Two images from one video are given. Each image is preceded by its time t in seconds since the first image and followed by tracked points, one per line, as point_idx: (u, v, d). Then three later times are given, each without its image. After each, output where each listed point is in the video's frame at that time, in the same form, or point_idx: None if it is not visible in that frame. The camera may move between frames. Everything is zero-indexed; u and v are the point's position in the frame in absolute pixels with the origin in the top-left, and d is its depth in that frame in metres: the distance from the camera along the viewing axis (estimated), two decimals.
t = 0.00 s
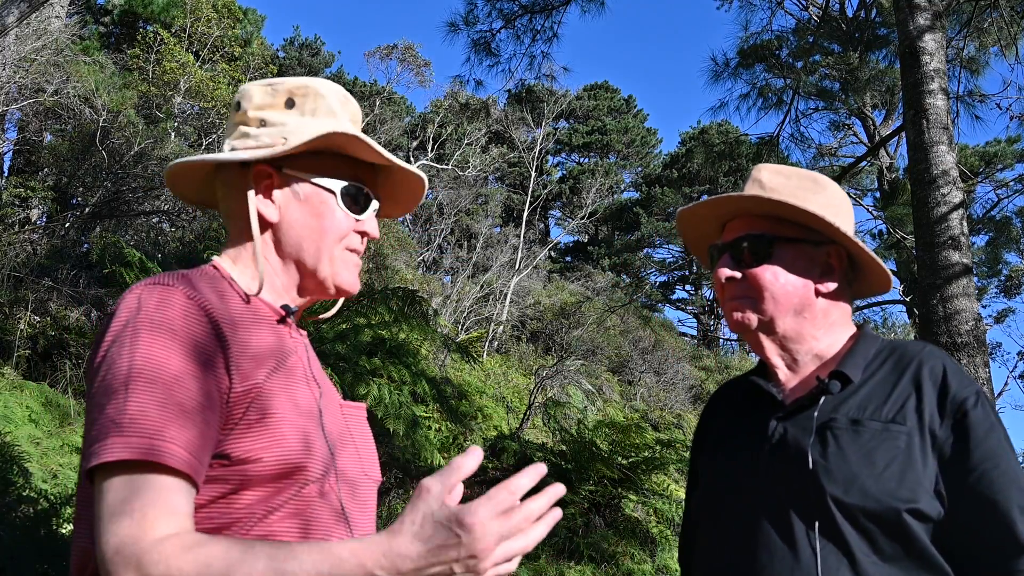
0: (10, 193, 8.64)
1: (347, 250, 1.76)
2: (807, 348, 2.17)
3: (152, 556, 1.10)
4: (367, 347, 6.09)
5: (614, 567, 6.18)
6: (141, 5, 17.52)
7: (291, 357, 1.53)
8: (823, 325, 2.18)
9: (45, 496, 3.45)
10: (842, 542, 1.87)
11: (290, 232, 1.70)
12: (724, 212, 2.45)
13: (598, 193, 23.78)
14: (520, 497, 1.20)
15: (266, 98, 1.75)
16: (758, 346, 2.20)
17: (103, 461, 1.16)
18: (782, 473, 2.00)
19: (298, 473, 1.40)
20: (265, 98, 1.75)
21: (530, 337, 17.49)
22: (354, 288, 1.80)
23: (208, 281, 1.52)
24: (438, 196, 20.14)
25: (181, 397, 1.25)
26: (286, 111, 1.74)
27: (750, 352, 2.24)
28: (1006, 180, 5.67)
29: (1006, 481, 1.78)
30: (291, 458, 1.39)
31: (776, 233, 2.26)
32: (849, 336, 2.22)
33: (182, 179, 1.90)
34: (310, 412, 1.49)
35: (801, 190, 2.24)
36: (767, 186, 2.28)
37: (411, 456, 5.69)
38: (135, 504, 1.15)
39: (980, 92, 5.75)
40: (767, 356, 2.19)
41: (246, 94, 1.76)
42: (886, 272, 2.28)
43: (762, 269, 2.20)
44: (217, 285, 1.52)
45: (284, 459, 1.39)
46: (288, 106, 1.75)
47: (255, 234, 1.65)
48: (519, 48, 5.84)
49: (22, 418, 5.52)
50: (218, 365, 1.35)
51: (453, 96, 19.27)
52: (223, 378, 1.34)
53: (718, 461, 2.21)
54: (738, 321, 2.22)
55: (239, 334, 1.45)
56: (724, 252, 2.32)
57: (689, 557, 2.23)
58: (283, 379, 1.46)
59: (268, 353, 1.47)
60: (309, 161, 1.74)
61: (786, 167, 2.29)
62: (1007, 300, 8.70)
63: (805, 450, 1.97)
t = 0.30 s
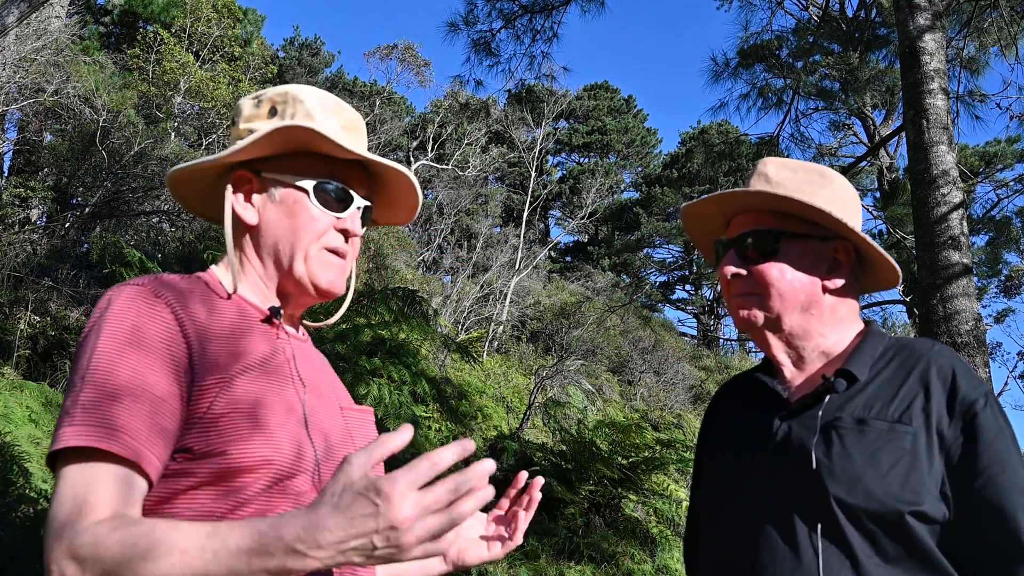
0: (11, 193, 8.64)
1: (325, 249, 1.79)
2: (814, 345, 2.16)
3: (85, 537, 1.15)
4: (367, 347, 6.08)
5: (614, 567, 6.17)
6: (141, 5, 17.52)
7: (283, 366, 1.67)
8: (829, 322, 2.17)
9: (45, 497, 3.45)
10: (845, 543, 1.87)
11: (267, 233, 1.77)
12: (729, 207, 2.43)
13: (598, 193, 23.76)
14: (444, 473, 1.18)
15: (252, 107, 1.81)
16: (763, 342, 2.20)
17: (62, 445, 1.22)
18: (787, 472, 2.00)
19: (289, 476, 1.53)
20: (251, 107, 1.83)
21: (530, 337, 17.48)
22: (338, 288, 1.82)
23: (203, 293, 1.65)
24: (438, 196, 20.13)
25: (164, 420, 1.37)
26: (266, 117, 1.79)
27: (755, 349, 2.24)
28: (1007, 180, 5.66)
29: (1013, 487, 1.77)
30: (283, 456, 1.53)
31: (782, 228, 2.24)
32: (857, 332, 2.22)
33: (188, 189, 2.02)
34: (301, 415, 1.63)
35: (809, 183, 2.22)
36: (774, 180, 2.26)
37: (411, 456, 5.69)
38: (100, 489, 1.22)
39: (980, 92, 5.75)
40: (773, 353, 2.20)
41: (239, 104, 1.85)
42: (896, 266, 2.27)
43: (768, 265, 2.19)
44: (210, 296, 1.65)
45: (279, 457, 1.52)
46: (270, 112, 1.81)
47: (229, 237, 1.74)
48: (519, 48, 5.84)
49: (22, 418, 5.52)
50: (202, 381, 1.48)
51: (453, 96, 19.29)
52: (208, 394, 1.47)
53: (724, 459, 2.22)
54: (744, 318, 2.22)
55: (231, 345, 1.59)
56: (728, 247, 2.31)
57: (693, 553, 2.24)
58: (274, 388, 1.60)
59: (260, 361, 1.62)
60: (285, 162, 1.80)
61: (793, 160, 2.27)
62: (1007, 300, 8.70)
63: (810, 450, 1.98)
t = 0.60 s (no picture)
0: (11, 193, 8.64)
1: (334, 263, 1.77)
2: (820, 344, 2.16)
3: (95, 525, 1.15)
4: (367, 347, 6.08)
5: (614, 567, 6.16)
6: (141, 5, 17.52)
7: (284, 372, 1.67)
8: (836, 322, 2.17)
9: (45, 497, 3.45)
10: (853, 544, 1.87)
11: (277, 243, 1.77)
12: (734, 205, 2.43)
13: (598, 193, 23.74)
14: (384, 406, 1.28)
15: (274, 117, 1.83)
16: (771, 343, 2.20)
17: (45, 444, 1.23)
18: (793, 472, 2.01)
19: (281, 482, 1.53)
20: (274, 118, 1.85)
21: (530, 337, 17.48)
22: (342, 303, 1.79)
23: (201, 300, 1.65)
24: (438, 196, 20.13)
25: (150, 433, 1.39)
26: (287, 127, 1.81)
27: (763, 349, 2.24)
28: (1006, 181, 5.66)
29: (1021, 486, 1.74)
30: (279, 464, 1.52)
31: (787, 225, 2.24)
32: (863, 333, 2.21)
33: (209, 198, 2.04)
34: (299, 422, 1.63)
35: (815, 180, 2.23)
36: (780, 177, 2.26)
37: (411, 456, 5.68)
38: (83, 491, 1.23)
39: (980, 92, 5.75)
40: (779, 352, 2.19)
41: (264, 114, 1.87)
42: (902, 264, 2.27)
43: (776, 263, 2.19)
44: (209, 305, 1.65)
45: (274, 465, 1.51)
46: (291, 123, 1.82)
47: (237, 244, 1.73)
48: (519, 48, 5.84)
49: (22, 418, 5.51)
50: (194, 390, 1.49)
51: (454, 96, 19.31)
52: (200, 403, 1.48)
53: (730, 459, 2.22)
54: (751, 317, 2.22)
55: (228, 351, 1.59)
56: (734, 244, 2.32)
57: (699, 553, 2.25)
58: (272, 395, 1.60)
59: (259, 370, 1.61)
60: (299, 174, 1.80)
61: (799, 158, 2.28)
62: (1007, 301, 8.70)
63: (817, 449, 1.98)
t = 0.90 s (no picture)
0: (11, 193, 8.65)
1: (339, 268, 1.78)
2: (823, 344, 2.16)
3: (104, 529, 1.16)
4: (367, 347, 6.08)
5: (614, 567, 6.16)
6: (141, 5, 17.52)
7: (286, 372, 1.68)
8: (839, 322, 2.17)
9: (45, 497, 3.45)
10: (854, 544, 1.86)
11: (282, 246, 1.77)
12: (734, 207, 2.43)
13: (598, 193, 23.71)
14: (477, 517, 1.18)
15: (286, 118, 1.84)
16: (774, 343, 2.20)
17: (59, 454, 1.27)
18: (795, 472, 2.01)
19: (282, 484, 1.53)
20: (285, 118, 1.85)
21: (530, 337, 17.47)
22: (343, 309, 1.80)
23: (205, 301, 1.65)
24: (438, 196, 20.13)
25: (162, 423, 1.35)
26: (298, 129, 1.82)
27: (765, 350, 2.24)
28: (1006, 181, 5.66)
29: None
30: (278, 466, 1.53)
31: (789, 227, 2.24)
32: (865, 333, 2.21)
33: (221, 196, 2.05)
34: (300, 423, 1.64)
35: (816, 181, 2.23)
36: (781, 179, 2.26)
37: (411, 456, 5.70)
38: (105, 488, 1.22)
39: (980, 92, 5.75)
40: (782, 353, 2.19)
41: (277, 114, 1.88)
42: (904, 264, 2.27)
43: (778, 265, 2.19)
44: (214, 306, 1.66)
45: (274, 467, 1.52)
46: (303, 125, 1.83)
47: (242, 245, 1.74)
48: (519, 48, 5.84)
49: (22, 418, 5.51)
50: (200, 388, 1.48)
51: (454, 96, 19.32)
52: (206, 402, 1.48)
53: (733, 458, 2.22)
54: (753, 319, 2.21)
55: (230, 349, 1.59)
56: (736, 246, 2.31)
57: (700, 553, 2.24)
58: (273, 396, 1.60)
59: (259, 371, 1.61)
60: (308, 176, 1.80)
61: (800, 159, 2.28)
62: (1007, 300, 8.70)
63: (818, 449, 1.99)
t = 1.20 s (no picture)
0: (11, 193, 8.66)
1: (339, 270, 1.78)
2: (828, 344, 2.16)
3: (100, 535, 1.18)
4: (367, 347, 6.07)
5: (614, 567, 6.17)
6: (141, 5, 17.51)
7: (284, 371, 1.68)
8: (843, 322, 2.17)
9: (45, 497, 3.45)
10: (855, 544, 1.86)
11: (282, 246, 1.77)
12: (737, 207, 2.43)
13: (598, 193, 23.69)
14: (460, 522, 1.21)
15: (288, 118, 1.84)
16: (777, 344, 2.20)
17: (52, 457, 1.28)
18: (797, 472, 2.01)
19: (282, 484, 1.53)
20: (287, 118, 1.85)
21: (530, 337, 17.48)
22: (344, 310, 1.79)
23: (204, 302, 1.65)
24: (438, 196, 20.12)
25: (154, 427, 1.35)
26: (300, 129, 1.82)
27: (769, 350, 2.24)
28: (1006, 181, 5.65)
29: None
30: (276, 466, 1.53)
31: (793, 227, 2.24)
32: (870, 333, 2.21)
33: (225, 196, 2.05)
34: (299, 422, 1.64)
35: (820, 180, 2.22)
36: (784, 178, 2.26)
37: (411, 456, 5.72)
38: (99, 489, 1.24)
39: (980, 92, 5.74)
40: (786, 354, 2.19)
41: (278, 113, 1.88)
42: (908, 262, 2.26)
43: (783, 265, 2.18)
44: (213, 307, 1.66)
45: (271, 467, 1.52)
46: (305, 125, 1.83)
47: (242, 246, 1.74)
48: (519, 48, 5.85)
49: (22, 418, 5.51)
50: (196, 389, 1.48)
51: (454, 96, 19.32)
52: (202, 404, 1.48)
53: (736, 458, 2.22)
54: (757, 319, 2.21)
55: (226, 349, 1.59)
56: (740, 246, 2.31)
57: (702, 552, 2.24)
58: (270, 396, 1.60)
59: (256, 371, 1.61)
60: (308, 177, 1.79)
61: (803, 158, 2.27)
62: (1007, 300, 8.69)
63: (820, 449, 1.99)
